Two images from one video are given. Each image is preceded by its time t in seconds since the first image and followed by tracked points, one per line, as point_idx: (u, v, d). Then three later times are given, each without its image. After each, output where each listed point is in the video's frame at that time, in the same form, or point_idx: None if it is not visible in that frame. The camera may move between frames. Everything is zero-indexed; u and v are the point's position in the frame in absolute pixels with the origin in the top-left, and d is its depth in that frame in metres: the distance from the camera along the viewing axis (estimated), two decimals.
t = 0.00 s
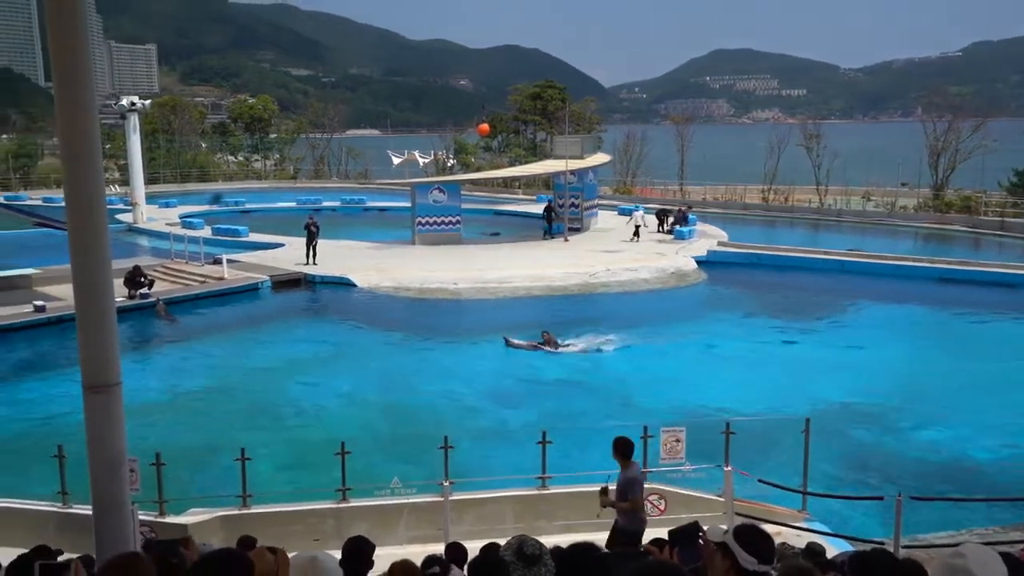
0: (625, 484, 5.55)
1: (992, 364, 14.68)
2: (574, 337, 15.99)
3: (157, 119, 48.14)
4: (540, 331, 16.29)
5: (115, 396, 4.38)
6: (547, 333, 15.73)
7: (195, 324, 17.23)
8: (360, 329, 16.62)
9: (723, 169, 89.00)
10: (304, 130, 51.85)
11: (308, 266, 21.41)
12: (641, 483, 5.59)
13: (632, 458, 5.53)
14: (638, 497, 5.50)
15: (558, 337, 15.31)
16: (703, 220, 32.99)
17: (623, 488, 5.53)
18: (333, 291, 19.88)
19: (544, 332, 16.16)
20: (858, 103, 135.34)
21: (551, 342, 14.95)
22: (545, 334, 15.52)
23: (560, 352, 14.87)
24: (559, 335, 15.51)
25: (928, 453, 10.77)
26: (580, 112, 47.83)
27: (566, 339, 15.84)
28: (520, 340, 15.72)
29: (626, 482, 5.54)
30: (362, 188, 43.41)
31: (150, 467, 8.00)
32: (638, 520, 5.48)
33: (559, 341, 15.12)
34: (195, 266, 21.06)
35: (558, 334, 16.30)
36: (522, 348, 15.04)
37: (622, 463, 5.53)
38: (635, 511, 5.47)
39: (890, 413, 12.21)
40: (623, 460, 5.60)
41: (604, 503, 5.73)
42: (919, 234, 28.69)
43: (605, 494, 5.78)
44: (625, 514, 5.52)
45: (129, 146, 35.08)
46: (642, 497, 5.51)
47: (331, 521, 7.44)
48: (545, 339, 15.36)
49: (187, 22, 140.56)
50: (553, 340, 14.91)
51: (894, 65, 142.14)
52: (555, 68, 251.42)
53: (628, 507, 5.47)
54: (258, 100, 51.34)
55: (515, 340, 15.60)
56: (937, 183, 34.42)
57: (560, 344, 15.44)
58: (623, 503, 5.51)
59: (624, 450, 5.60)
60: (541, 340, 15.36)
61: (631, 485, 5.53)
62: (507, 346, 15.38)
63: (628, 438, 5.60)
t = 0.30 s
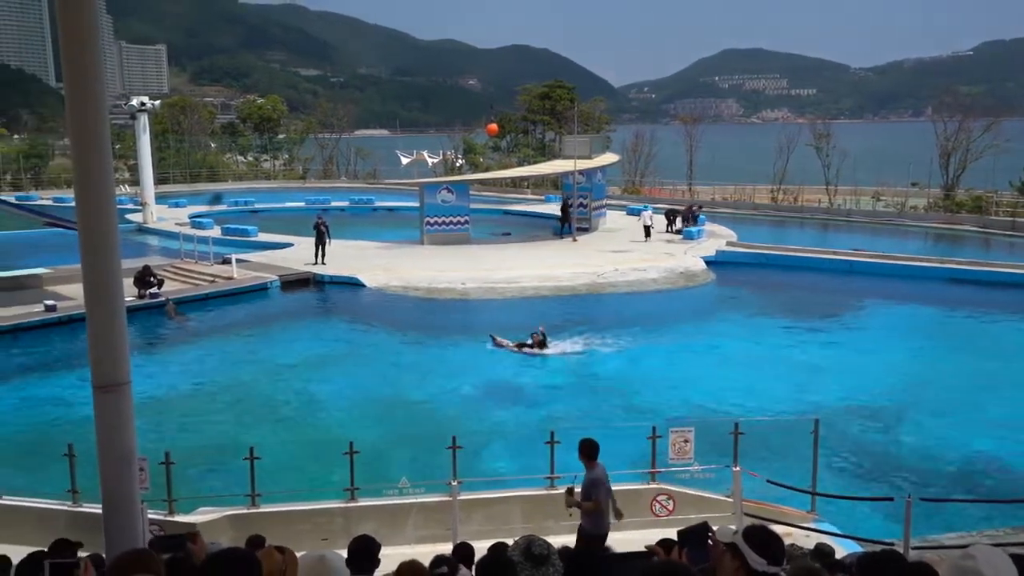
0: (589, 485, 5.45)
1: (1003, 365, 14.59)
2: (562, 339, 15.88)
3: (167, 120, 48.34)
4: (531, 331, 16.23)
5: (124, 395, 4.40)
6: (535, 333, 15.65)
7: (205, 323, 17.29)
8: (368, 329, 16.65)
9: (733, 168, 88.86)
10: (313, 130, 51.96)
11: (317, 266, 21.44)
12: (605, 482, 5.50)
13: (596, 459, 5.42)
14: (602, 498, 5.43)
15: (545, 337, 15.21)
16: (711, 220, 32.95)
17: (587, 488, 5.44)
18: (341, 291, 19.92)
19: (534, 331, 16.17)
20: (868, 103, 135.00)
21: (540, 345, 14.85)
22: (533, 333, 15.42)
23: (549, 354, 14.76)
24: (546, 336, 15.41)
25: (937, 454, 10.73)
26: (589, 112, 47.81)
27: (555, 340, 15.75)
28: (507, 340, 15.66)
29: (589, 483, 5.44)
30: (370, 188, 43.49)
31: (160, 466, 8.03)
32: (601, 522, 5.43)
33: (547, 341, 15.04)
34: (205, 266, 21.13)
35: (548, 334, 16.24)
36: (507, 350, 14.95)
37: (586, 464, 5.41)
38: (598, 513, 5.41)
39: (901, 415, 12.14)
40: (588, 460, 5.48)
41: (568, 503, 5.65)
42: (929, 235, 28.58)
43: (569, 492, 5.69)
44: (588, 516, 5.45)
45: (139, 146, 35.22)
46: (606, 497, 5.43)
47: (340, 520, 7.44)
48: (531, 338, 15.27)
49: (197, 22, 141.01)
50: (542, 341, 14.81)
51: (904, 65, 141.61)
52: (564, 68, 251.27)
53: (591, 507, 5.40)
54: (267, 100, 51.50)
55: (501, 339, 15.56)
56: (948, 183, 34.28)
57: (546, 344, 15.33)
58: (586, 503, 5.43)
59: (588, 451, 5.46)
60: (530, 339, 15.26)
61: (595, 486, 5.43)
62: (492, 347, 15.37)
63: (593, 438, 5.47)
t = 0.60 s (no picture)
0: (555, 485, 5.35)
1: (1008, 366, 14.56)
2: (546, 340, 15.77)
3: (172, 120, 48.42)
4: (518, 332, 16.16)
5: (129, 394, 4.41)
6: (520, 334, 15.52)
7: (210, 323, 17.32)
8: (372, 328, 16.66)
9: (738, 168, 88.74)
10: (318, 130, 52.00)
11: (322, 266, 21.44)
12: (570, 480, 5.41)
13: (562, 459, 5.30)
14: (568, 497, 5.34)
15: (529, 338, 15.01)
16: (716, 220, 32.90)
17: (553, 488, 5.34)
18: (347, 291, 19.94)
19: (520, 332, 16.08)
20: (874, 103, 134.69)
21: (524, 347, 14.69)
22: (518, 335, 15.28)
23: (533, 357, 14.59)
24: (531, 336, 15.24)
25: (941, 455, 10.71)
26: (594, 112, 47.78)
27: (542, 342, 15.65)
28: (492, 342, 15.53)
29: (556, 484, 5.34)
30: (375, 188, 43.49)
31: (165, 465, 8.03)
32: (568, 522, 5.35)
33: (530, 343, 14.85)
34: (210, 266, 21.16)
35: (533, 336, 16.14)
36: (491, 353, 14.83)
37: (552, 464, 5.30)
38: (566, 513, 5.33)
39: (907, 416, 12.11)
40: (551, 459, 5.37)
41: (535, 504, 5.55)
42: (935, 235, 28.50)
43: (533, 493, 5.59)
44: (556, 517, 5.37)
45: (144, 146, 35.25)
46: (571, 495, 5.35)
47: (344, 519, 7.45)
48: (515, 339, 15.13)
49: (202, 22, 141.25)
50: (526, 343, 14.63)
51: (910, 65, 141.27)
52: (569, 68, 251.21)
53: (559, 508, 5.31)
54: (272, 100, 51.58)
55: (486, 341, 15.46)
56: (955, 184, 34.18)
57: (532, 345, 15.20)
58: (553, 504, 5.34)
59: (553, 450, 5.35)
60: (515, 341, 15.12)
61: (561, 485, 5.34)
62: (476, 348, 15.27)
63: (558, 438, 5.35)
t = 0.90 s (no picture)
0: (517, 485, 5.47)
1: (1015, 367, 14.50)
2: (535, 340, 15.69)
3: (179, 120, 48.51)
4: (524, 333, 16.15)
5: (137, 393, 4.43)
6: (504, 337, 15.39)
7: (216, 322, 17.37)
8: (378, 328, 16.69)
9: (744, 168, 88.65)
10: (324, 130, 52.10)
11: (328, 266, 21.48)
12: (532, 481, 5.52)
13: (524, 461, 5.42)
14: (530, 498, 5.45)
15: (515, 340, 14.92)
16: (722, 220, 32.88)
17: (515, 488, 5.46)
18: (352, 290, 19.97)
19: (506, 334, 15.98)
20: (881, 104, 134.43)
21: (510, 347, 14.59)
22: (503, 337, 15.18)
23: (519, 358, 14.48)
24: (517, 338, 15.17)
25: (947, 456, 10.68)
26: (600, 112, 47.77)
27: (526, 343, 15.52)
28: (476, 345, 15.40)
29: (518, 485, 5.45)
30: (381, 188, 43.53)
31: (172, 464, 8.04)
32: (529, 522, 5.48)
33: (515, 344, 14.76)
34: (216, 265, 21.19)
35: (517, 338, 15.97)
36: (475, 355, 14.73)
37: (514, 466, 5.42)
38: (527, 513, 5.45)
39: (914, 417, 12.08)
40: (514, 461, 5.48)
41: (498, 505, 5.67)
42: (942, 235, 28.44)
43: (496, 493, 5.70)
44: (518, 517, 5.49)
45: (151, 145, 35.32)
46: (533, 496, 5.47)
47: (350, 519, 7.47)
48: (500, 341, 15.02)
49: (209, 22, 141.53)
50: (512, 344, 14.55)
51: (917, 64, 140.93)
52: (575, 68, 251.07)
53: (520, 508, 5.42)
54: (279, 100, 51.66)
55: (468, 343, 15.39)
56: (962, 184, 34.10)
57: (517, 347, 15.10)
58: (515, 503, 5.44)
59: (515, 452, 5.46)
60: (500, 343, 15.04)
61: (523, 486, 5.45)
62: (458, 350, 15.18)
63: (521, 439, 5.46)
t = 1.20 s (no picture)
0: (480, 485, 5.43)
1: None
2: (524, 343, 15.55)
3: (187, 120, 48.59)
4: (533, 334, 16.14)
5: (146, 391, 4.44)
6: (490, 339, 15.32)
7: (224, 321, 17.41)
8: (385, 327, 16.71)
9: (752, 168, 88.45)
10: (332, 130, 52.20)
11: (336, 265, 21.50)
12: (496, 482, 5.48)
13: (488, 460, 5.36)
14: (492, 497, 5.41)
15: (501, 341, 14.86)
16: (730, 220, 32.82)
17: (480, 488, 5.41)
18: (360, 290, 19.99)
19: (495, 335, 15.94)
20: (890, 103, 134.12)
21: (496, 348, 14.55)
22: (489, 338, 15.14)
23: (502, 358, 14.43)
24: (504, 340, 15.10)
25: (956, 457, 10.62)
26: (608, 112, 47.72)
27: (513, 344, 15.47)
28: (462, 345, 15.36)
29: (481, 484, 5.42)
30: (389, 188, 43.56)
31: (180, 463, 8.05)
32: (492, 522, 5.41)
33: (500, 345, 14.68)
34: (225, 265, 21.24)
35: (505, 339, 15.86)
36: (460, 355, 14.72)
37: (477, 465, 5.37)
38: (490, 513, 5.39)
39: (923, 417, 12.04)
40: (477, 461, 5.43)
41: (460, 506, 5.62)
42: (952, 236, 28.32)
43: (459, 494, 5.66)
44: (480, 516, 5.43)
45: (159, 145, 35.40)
46: (497, 496, 5.42)
47: (358, 518, 7.49)
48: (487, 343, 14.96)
49: (217, 22, 141.85)
50: (498, 345, 14.47)
51: (926, 64, 140.42)
52: (582, 67, 250.88)
53: (482, 507, 5.37)
54: (287, 100, 51.81)
55: (454, 344, 15.36)
56: (971, 183, 33.96)
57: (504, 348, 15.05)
58: (478, 504, 5.39)
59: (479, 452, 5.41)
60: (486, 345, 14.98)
61: (487, 485, 5.42)
62: (445, 351, 15.16)
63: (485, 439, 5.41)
